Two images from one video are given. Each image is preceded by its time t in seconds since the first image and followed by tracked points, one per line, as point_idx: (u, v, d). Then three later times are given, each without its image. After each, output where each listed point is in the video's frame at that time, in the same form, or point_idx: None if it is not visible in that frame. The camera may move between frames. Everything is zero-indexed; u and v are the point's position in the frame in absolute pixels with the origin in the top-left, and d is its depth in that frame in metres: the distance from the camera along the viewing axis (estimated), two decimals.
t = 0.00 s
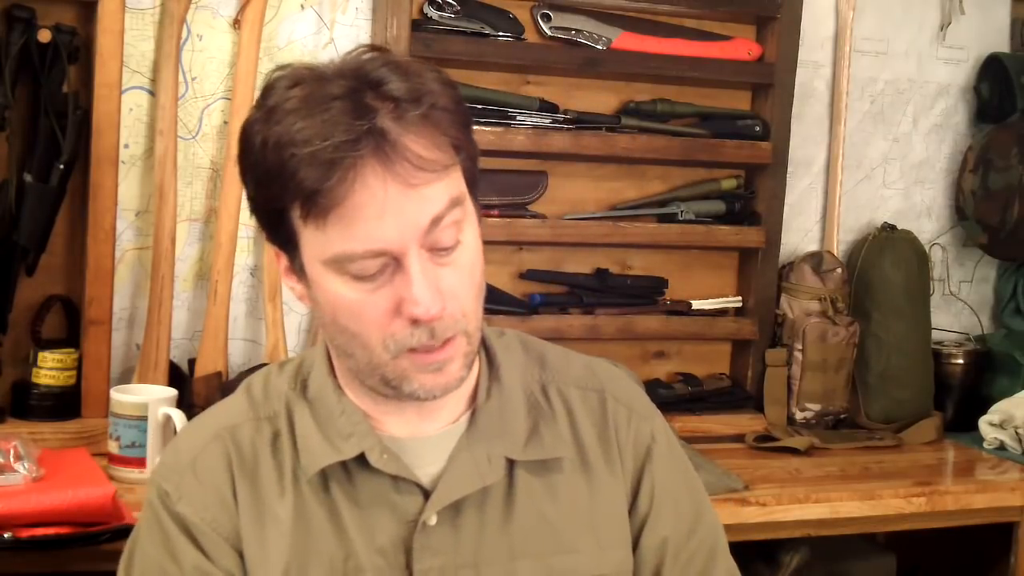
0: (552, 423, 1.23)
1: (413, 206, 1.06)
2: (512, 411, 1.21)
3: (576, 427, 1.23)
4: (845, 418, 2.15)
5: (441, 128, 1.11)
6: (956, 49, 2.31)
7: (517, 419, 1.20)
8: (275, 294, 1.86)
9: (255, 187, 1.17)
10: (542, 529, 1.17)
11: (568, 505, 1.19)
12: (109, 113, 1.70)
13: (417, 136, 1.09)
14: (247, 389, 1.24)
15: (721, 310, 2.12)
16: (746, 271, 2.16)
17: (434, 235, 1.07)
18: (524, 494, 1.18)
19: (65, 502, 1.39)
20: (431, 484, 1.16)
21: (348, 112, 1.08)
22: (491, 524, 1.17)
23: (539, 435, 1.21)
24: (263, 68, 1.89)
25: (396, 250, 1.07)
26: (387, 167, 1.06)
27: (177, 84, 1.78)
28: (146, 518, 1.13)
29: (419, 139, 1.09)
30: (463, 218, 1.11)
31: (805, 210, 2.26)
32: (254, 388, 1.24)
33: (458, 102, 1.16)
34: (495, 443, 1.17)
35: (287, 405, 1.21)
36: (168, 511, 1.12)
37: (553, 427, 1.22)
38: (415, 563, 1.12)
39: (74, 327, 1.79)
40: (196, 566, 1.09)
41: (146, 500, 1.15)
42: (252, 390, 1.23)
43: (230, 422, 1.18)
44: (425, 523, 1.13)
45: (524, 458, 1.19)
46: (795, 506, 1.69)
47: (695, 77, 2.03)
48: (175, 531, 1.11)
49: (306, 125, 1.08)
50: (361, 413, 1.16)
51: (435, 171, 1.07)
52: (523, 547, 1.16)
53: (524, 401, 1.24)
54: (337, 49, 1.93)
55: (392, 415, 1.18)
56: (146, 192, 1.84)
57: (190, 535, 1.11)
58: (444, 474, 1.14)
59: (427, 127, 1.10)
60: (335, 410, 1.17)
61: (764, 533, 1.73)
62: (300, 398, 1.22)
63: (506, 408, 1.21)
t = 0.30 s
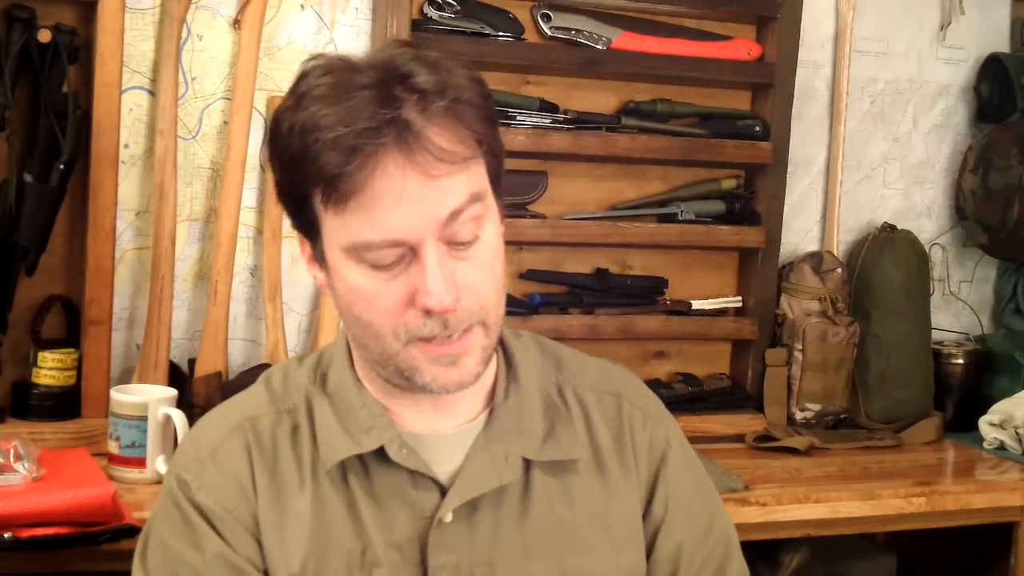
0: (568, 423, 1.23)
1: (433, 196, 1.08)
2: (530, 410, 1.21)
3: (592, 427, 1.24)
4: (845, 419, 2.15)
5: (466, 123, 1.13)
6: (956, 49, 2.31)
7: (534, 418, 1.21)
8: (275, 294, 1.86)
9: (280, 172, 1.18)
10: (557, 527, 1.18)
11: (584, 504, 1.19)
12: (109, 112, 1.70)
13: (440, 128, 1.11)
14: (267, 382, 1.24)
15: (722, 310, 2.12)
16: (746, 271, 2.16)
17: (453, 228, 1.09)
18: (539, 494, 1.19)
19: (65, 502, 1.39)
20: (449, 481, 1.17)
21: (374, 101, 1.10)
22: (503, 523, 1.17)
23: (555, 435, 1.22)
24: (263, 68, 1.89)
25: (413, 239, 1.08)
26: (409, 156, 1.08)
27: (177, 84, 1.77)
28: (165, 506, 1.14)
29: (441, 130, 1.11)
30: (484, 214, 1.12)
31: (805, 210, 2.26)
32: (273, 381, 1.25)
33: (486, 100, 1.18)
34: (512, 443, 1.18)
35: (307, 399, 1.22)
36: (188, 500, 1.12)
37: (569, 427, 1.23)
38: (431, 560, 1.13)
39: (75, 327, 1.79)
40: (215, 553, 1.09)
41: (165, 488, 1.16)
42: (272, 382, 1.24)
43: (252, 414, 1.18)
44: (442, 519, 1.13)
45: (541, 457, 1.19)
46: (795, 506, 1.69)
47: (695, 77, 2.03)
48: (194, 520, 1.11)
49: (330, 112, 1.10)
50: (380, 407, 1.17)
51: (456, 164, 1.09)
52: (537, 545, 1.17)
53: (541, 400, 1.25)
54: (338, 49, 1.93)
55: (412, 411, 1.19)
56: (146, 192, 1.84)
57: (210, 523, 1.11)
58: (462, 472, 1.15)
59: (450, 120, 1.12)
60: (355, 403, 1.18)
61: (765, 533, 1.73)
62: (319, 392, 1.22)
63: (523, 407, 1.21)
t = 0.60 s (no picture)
0: (574, 422, 1.24)
1: (437, 206, 1.08)
2: (536, 407, 1.22)
3: (598, 425, 1.24)
4: (845, 418, 2.15)
5: (483, 135, 1.12)
6: (956, 49, 2.31)
7: (540, 415, 1.21)
8: (275, 294, 1.86)
9: (298, 159, 1.19)
10: (560, 522, 1.18)
11: (587, 501, 1.20)
12: (109, 113, 1.70)
13: (452, 139, 1.10)
14: (278, 375, 1.25)
15: (722, 310, 2.12)
16: (746, 271, 2.16)
17: (455, 238, 1.09)
18: (542, 491, 1.19)
19: (65, 502, 1.39)
20: (454, 476, 1.17)
21: (390, 105, 1.10)
22: (508, 520, 1.17)
23: (560, 432, 1.22)
24: (263, 68, 1.89)
25: (412, 244, 1.08)
26: (414, 164, 1.08)
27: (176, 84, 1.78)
28: (170, 492, 1.14)
29: (454, 142, 1.10)
30: (490, 224, 1.12)
31: (805, 210, 2.26)
32: (284, 375, 1.25)
33: (508, 108, 1.17)
34: (517, 439, 1.18)
35: (315, 393, 1.22)
36: (194, 485, 1.12)
37: (574, 426, 1.23)
38: (434, 552, 1.13)
39: (75, 327, 1.79)
40: (218, 539, 1.09)
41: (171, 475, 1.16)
42: (283, 375, 1.24)
43: (261, 406, 1.19)
44: (446, 512, 1.13)
45: (546, 454, 1.19)
46: (795, 506, 1.69)
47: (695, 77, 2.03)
48: (198, 506, 1.11)
49: (345, 112, 1.10)
50: (388, 400, 1.17)
51: (462, 177, 1.09)
52: (541, 541, 1.17)
53: (547, 396, 1.25)
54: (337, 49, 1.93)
55: (418, 407, 1.20)
56: (146, 192, 1.84)
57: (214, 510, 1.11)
58: (467, 467, 1.15)
59: (466, 130, 1.11)
60: (362, 396, 1.18)
61: (764, 533, 1.73)
62: (328, 386, 1.22)
63: (530, 404, 1.22)
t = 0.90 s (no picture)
0: (573, 421, 1.24)
1: (427, 198, 1.08)
2: (536, 406, 1.22)
3: (598, 424, 1.24)
4: (845, 418, 2.15)
5: (473, 128, 1.13)
6: (956, 49, 2.31)
7: (540, 414, 1.21)
8: (274, 295, 1.86)
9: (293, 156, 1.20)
10: (560, 521, 1.18)
11: (587, 500, 1.20)
12: (109, 113, 1.70)
13: (442, 132, 1.10)
14: (279, 374, 1.24)
15: (722, 310, 2.12)
16: (746, 271, 2.16)
17: (447, 230, 1.09)
18: (542, 490, 1.19)
19: (65, 502, 1.39)
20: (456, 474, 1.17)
21: (382, 99, 1.10)
22: (507, 519, 1.17)
23: (561, 430, 1.22)
24: (263, 68, 1.89)
25: (404, 236, 1.08)
26: (404, 156, 1.09)
27: (177, 84, 1.77)
28: (171, 490, 1.13)
29: (444, 135, 1.10)
30: (483, 217, 1.12)
31: (805, 210, 2.26)
32: (285, 373, 1.25)
33: (501, 103, 1.18)
34: (517, 437, 1.18)
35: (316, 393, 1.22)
36: (196, 483, 1.12)
37: (574, 425, 1.23)
38: (435, 551, 1.13)
39: (74, 326, 1.79)
40: (220, 537, 1.08)
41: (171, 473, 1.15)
42: (283, 374, 1.24)
43: (263, 404, 1.19)
44: (447, 511, 1.13)
45: (547, 453, 1.19)
46: (795, 506, 1.69)
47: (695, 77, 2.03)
48: (199, 504, 1.10)
49: (336, 106, 1.11)
50: (390, 399, 1.17)
51: (452, 169, 1.09)
52: (541, 540, 1.17)
53: (547, 395, 1.25)
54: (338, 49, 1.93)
55: (418, 406, 1.20)
56: (146, 192, 1.84)
57: (215, 508, 1.10)
58: (468, 465, 1.15)
59: (457, 123, 1.12)
60: (364, 395, 1.18)
61: (765, 533, 1.73)
62: (329, 386, 1.22)
63: (530, 404, 1.22)
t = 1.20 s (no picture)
0: (573, 423, 1.23)
1: (431, 185, 1.08)
2: (535, 408, 1.22)
3: (597, 425, 1.24)
4: (845, 419, 2.15)
5: (474, 114, 1.13)
6: (956, 49, 2.31)
7: (539, 416, 1.21)
8: (274, 294, 1.86)
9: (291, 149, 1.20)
10: (559, 523, 1.18)
11: (587, 502, 1.20)
12: (109, 113, 1.70)
13: (444, 119, 1.11)
14: (277, 377, 1.25)
15: (722, 310, 2.12)
16: (746, 271, 2.16)
17: (451, 217, 1.09)
18: (541, 493, 1.19)
19: (65, 502, 1.39)
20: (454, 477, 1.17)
21: (384, 88, 1.11)
22: (506, 522, 1.17)
23: (561, 432, 1.22)
24: (263, 68, 1.89)
25: (408, 225, 1.09)
26: (407, 143, 1.09)
27: (177, 84, 1.78)
28: (170, 493, 1.13)
29: (446, 123, 1.11)
30: (485, 206, 1.12)
31: (805, 210, 2.26)
32: (283, 377, 1.25)
33: (498, 95, 1.19)
34: (516, 440, 1.18)
35: (315, 397, 1.22)
36: (196, 485, 1.12)
37: (574, 427, 1.23)
38: (433, 554, 1.13)
39: (75, 326, 1.79)
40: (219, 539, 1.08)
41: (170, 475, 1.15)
42: (282, 377, 1.25)
43: (261, 407, 1.19)
44: (446, 514, 1.13)
45: (546, 455, 1.19)
46: (795, 506, 1.69)
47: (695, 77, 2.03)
48: (198, 506, 1.10)
49: (338, 98, 1.12)
50: (388, 402, 1.17)
51: (456, 153, 1.09)
52: (540, 543, 1.17)
53: (546, 397, 1.25)
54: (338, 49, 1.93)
55: (418, 408, 1.20)
56: (146, 192, 1.84)
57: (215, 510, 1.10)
58: (466, 467, 1.15)
59: (457, 111, 1.12)
60: (363, 398, 1.18)
61: (764, 533, 1.73)
62: (328, 389, 1.22)
63: (529, 406, 1.22)
